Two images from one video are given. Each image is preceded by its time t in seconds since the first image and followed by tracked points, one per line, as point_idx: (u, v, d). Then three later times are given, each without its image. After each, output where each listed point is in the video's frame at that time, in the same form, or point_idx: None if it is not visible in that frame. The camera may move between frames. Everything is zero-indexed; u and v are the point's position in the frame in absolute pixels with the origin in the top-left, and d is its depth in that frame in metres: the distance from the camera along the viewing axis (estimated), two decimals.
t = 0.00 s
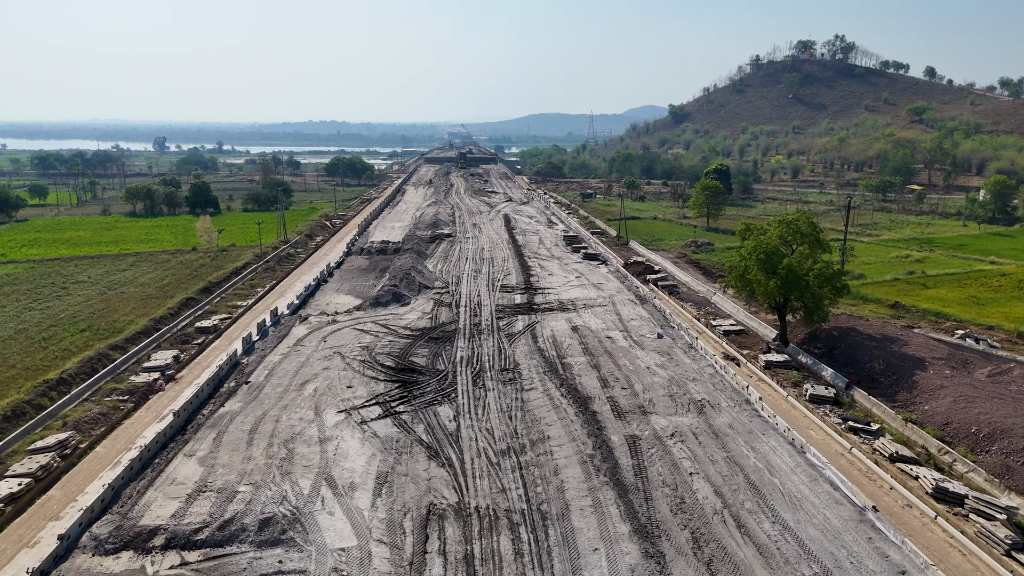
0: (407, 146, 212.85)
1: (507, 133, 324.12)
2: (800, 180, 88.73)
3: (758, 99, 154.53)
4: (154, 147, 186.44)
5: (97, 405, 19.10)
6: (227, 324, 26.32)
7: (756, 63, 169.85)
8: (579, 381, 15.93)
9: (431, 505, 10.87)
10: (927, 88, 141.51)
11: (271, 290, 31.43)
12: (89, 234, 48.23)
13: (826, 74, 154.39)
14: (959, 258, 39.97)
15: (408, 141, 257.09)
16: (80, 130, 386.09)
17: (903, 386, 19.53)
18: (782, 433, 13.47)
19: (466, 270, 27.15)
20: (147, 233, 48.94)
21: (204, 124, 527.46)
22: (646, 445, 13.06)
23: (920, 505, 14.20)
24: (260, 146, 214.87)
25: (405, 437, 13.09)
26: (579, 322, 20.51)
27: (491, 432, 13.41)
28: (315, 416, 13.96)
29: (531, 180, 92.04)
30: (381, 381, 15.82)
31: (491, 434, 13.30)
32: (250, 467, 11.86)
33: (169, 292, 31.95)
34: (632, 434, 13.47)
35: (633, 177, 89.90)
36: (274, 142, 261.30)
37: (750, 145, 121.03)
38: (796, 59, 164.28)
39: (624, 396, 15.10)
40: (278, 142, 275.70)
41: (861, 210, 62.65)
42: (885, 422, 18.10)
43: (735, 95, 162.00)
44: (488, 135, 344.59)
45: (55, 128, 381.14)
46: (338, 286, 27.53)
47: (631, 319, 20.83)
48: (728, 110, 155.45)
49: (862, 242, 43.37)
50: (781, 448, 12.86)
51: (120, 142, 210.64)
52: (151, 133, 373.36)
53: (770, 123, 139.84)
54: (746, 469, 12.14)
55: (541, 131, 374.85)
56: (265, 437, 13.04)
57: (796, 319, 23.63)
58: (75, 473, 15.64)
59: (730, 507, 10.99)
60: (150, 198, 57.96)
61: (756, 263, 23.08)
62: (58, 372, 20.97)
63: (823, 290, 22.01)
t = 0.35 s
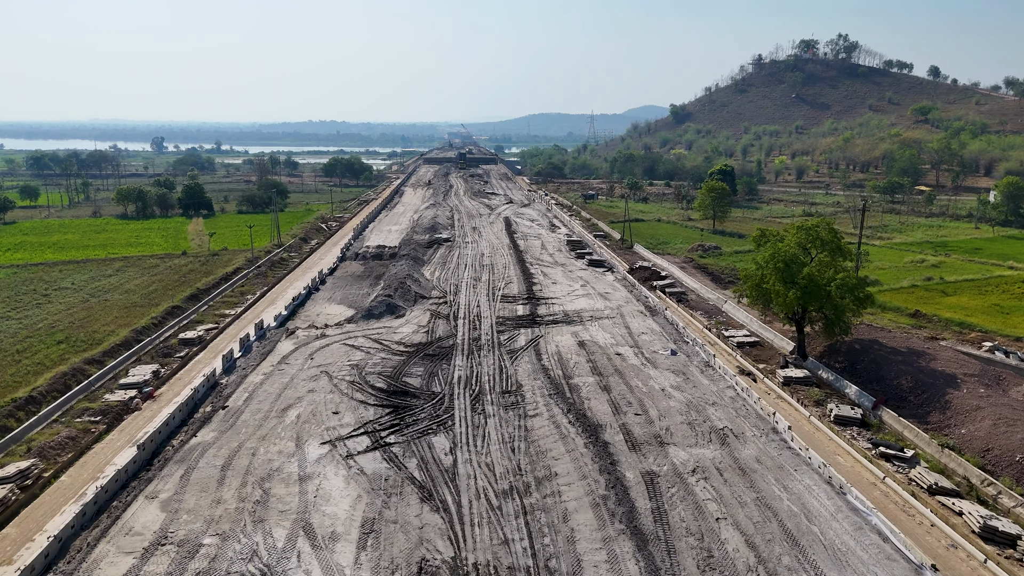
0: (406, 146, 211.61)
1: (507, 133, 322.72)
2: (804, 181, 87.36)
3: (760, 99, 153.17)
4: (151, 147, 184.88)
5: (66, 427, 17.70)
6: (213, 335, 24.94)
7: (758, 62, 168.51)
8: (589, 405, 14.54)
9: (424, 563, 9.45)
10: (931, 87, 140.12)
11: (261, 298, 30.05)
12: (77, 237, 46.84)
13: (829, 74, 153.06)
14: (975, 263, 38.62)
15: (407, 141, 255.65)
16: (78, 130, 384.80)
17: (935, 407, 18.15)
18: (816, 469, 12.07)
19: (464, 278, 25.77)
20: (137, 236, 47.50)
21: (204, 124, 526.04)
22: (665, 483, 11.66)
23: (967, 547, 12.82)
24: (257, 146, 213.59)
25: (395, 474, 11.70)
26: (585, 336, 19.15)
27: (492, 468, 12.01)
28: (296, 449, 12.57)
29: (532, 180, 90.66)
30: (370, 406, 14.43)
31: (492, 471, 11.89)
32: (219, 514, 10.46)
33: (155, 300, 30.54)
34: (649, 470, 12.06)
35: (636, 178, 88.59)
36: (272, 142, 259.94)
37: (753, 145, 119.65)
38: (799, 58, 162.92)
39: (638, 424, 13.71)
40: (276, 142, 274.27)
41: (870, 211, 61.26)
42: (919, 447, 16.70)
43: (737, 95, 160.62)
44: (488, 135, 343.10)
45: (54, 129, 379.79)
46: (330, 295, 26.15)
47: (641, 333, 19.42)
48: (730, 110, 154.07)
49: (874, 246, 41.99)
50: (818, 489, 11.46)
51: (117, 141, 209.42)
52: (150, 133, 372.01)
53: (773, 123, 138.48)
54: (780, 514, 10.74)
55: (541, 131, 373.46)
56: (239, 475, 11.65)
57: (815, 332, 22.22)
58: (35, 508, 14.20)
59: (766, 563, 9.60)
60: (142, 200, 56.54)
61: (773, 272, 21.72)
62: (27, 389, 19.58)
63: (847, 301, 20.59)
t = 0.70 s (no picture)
0: (405, 146, 210.18)
1: (507, 133, 321.34)
2: (809, 182, 85.96)
3: (762, 98, 151.78)
4: (149, 147, 183.43)
5: (30, 453, 16.28)
6: (197, 347, 23.51)
7: (760, 62, 167.19)
8: (600, 435, 13.12)
9: None
10: (935, 87, 138.73)
11: (250, 306, 28.65)
12: (65, 241, 45.44)
13: (832, 73, 151.66)
14: (993, 268, 37.24)
15: (407, 141, 254.18)
16: (76, 130, 383.25)
17: (972, 431, 16.76)
18: (860, 513, 10.65)
19: (463, 287, 24.38)
20: (127, 239, 46.09)
21: (203, 124, 524.17)
22: (689, 532, 10.25)
23: None
24: (256, 146, 212.20)
25: (382, 522, 10.31)
26: (593, 353, 17.73)
27: (492, 514, 10.61)
28: (273, 490, 11.18)
29: (533, 181, 89.23)
30: (358, 436, 13.03)
31: (492, 518, 10.49)
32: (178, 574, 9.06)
33: (139, 308, 29.13)
34: (670, 515, 10.67)
35: (638, 179, 87.20)
36: (271, 142, 258.61)
37: (756, 145, 118.25)
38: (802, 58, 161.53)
39: (655, 458, 12.31)
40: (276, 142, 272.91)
41: (879, 213, 59.83)
42: (958, 477, 15.31)
43: (739, 95, 159.29)
44: (488, 135, 341.67)
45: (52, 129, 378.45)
46: (321, 304, 24.74)
47: (654, 350, 17.98)
48: (733, 110, 152.68)
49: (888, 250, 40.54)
50: (863, 540, 10.07)
51: (115, 141, 208.09)
52: (148, 132, 370.46)
53: (776, 123, 137.09)
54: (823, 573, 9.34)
55: (541, 131, 372.07)
56: (205, 522, 10.26)
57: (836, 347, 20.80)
58: None
59: None
60: (134, 202, 55.13)
61: (795, 283, 20.24)
62: None
63: (875, 313, 19.23)
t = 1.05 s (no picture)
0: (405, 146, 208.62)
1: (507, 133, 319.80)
2: (815, 183, 84.52)
3: (765, 98, 150.32)
4: (146, 146, 181.85)
5: None
6: (178, 361, 22.11)
7: (763, 61, 165.78)
8: (613, 473, 11.69)
9: None
10: (940, 87, 137.29)
11: (238, 316, 27.25)
12: (52, 244, 44.04)
13: (836, 73, 150.22)
14: (1013, 273, 35.83)
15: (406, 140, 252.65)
16: (75, 130, 381.75)
17: (1017, 459, 15.34)
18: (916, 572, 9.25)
19: (461, 296, 22.96)
20: (116, 243, 44.69)
21: (202, 123, 522.69)
22: None
23: None
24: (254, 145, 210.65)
25: None
26: (602, 373, 16.31)
27: (492, 573, 9.21)
28: (242, 543, 9.78)
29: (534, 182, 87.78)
30: (341, 475, 11.61)
31: None
32: None
33: (121, 317, 27.72)
34: (697, 574, 9.24)
35: (641, 180, 85.76)
36: (270, 142, 257.00)
37: (760, 145, 116.82)
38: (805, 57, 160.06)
39: (676, 502, 10.89)
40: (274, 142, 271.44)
41: (889, 215, 58.37)
42: (1005, 513, 13.91)
43: (742, 95, 157.90)
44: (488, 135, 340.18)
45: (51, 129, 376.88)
46: (311, 314, 23.33)
47: (668, 370, 16.56)
48: (735, 110, 151.24)
49: (902, 254, 39.08)
50: None
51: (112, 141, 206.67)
52: (147, 133, 368.88)
53: (779, 123, 135.62)
54: None
55: (541, 131, 370.58)
56: None
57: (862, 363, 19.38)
58: None
59: None
60: (125, 204, 53.73)
61: (818, 294, 18.92)
62: None
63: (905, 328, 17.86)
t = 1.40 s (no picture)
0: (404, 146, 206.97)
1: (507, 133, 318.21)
2: (820, 184, 83.10)
3: (768, 98, 148.83)
4: (143, 146, 180.13)
5: None
6: (157, 376, 20.71)
7: (765, 61, 164.37)
8: (630, 523, 10.28)
9: None
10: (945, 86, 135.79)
11: (225, 326, 25.86)
12: (38, 248, 42.58)
13: (839, 72, 148.81)
14: None
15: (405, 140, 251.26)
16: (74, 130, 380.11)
17: None
18: None
19: (459, 308, 21.57)
20: (104, 246, 43.24)
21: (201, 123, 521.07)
22: None
23: None
24: (252, 145, 208.92)
25: None
26: (613, 397, 14.90)
27: None
28: None
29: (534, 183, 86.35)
30: (321, 523, 10.23)
31: None
32: None
33: (101, 328, 26.32)
34: None
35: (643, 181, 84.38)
36: (268, 142, 255.38)
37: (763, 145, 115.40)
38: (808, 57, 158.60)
39: (704, 559, 9.48)
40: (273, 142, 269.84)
41: (899, 217, 56.92)
42: None
43: (744, 94, 156.45)
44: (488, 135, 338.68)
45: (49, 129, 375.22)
46: (299, 326, 21.93)
47: (684, 393, 15.16)
48: (737, 109, 149.81)
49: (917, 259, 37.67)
50: None
51: (109, 140, 205.01)
52: (146, 133, 367.17)
53: (782, 123, 134.16)
54: None
55: (542, 131, 369.08)
56: None
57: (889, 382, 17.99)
58: None
59: None
60: (115, 205, 52.27)
61: (845, 307, 17.51)
62: None
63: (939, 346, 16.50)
